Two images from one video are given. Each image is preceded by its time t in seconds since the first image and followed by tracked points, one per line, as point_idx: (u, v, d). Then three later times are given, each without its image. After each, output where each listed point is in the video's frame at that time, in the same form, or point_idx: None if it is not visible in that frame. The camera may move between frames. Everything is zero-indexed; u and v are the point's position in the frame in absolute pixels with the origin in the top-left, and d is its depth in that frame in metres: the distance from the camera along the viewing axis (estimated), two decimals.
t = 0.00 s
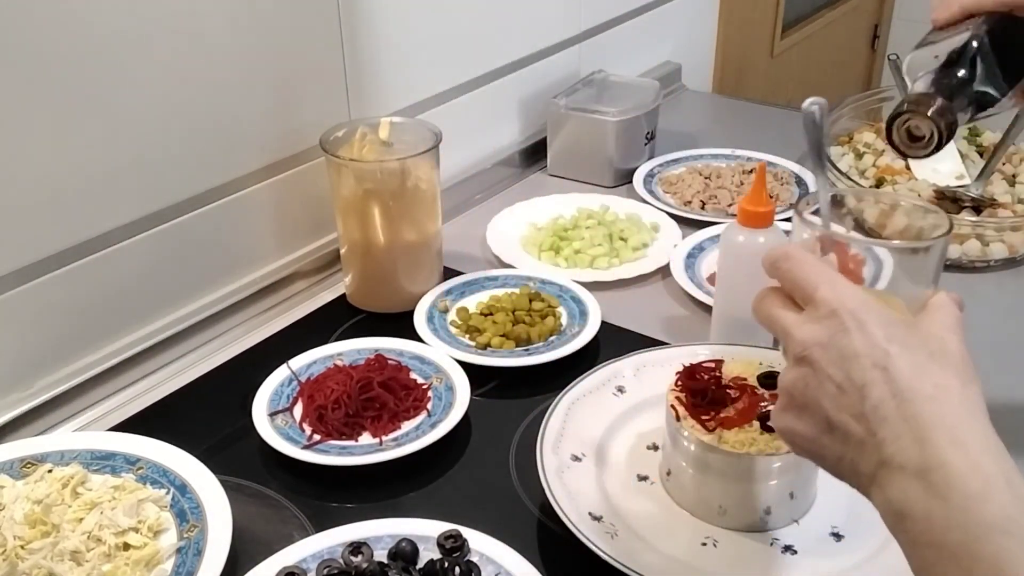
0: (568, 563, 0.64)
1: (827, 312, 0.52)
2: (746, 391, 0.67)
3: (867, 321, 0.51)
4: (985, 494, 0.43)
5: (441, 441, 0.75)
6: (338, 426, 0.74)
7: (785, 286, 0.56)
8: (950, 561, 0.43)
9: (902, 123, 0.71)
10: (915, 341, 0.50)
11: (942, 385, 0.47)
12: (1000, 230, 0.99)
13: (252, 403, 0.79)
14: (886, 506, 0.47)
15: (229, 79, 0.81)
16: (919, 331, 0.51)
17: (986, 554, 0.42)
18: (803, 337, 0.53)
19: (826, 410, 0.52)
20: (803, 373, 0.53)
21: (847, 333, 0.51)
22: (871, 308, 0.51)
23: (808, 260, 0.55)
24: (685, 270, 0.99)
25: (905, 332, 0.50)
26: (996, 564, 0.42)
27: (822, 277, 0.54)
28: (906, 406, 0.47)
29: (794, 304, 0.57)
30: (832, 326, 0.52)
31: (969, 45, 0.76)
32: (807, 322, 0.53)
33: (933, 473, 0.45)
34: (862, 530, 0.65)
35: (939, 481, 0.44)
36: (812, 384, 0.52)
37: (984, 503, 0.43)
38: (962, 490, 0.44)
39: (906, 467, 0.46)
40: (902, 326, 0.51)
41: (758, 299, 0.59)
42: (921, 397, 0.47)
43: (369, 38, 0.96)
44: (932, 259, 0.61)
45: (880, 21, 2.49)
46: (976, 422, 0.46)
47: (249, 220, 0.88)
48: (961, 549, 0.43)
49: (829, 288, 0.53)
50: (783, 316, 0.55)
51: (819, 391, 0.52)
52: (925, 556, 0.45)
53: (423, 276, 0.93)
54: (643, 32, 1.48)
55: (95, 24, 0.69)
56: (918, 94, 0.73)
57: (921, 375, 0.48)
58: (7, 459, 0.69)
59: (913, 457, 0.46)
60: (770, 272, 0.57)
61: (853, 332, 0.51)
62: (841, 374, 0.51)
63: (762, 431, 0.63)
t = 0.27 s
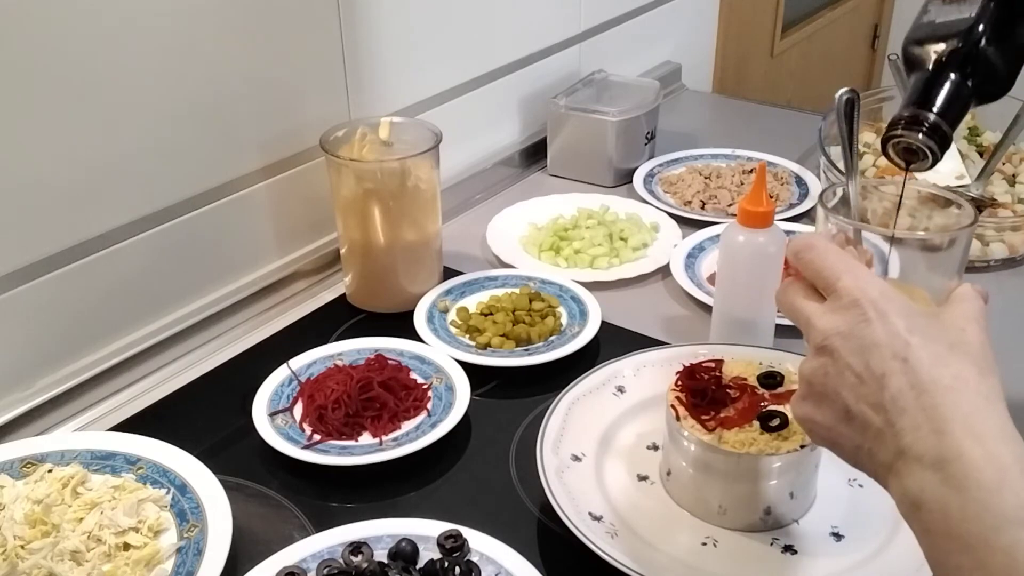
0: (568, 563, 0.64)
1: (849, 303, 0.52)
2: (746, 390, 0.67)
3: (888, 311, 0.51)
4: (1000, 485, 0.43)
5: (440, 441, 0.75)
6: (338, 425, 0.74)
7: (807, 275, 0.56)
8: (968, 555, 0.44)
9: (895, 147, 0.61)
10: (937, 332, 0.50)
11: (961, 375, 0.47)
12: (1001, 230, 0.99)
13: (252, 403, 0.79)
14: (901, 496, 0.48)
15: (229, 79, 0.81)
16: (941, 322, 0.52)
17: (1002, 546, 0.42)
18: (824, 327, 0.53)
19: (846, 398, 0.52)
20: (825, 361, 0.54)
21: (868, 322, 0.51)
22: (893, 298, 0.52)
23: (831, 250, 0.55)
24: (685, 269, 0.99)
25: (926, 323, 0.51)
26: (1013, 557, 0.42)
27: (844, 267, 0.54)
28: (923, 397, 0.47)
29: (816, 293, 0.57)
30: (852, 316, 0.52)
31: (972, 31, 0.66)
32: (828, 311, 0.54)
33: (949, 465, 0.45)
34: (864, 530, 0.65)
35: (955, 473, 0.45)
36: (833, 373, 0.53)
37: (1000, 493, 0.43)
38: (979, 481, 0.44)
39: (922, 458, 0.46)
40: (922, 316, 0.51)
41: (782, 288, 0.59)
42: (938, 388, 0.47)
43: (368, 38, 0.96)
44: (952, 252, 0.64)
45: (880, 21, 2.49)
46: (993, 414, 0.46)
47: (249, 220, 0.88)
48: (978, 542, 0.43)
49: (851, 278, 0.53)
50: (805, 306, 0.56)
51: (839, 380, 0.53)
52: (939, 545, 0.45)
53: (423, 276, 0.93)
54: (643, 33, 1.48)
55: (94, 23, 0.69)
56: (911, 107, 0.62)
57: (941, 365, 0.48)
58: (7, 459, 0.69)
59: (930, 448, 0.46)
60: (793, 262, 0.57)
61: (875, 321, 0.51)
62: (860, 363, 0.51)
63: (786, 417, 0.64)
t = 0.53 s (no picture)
0: (568, 563, 0.64)
1: (861, 294, 0.52)
2: (746, 390, 0.67)
3: (899, 303, 0.51)
4: (1011, 481, 0.44)
5: (440, 441, 0.75)
6: (338, 425, 0.74)
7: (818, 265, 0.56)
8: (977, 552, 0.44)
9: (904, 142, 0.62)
10: (948, 324, 0.50)
11: (974, 370, 0.48)
12: (1001, 230, 0.99)
13: (252, 403, 0.79)
14: (910, 489, 0.48)
15: (229, 79, 0.81)
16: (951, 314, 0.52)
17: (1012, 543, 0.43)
18: (835, 318, 0.53)
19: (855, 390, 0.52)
20: (834, 352, 0.54)
21: (880, 314, 0.51)
22: (905, 290, 0.52)
23: (843, 241, 0.55)
24: (685, 269, 0.99)
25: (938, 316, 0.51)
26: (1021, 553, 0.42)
27: (856, 258, 0.53)
28: (934, 391, 0.48)
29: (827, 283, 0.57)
30: (864, 308, 0.52)
31: (986, 13, 0.63)
32: (840, 303, 0.54)
33: (959, 459, 0.45)
34: (864, 530, 0.65)
35: (964, 468, 0.45)
36: (843, 365, 0.53)
37: (1010, 488, 0.44)
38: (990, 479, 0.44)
39: (932, 452, 0.47)
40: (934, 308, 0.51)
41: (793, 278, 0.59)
42: (948, 383, 0.47)
43: (368, 38, 0.96)
44: (969, 243, 0.63)
45: (880, 21, 2.49)
46: (1004, 409, 0.46)
47: (249, 220, 0.88)
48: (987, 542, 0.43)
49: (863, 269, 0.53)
50: (816, 296, 0.55)
51: (849, 370, 0.53)
52: (947, 538, 0.46)
53: (423, 276, 0.93)
54: (643, 33, 1.48)
55: (95, 23, 0.69)
56: (920, 100, 0.62)
57: (952, 359, 0.48)
58: (7, 459, 0.69)
59: (940, 442, 0.47)
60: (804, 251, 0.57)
61: (886, 313, 0.51)
62: (871, 355, 0.51)
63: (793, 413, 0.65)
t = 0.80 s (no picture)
0: (568, 563, 0.64)
1: (866, 291, 0.52)
2: (746, 390, 0.67)
3: (905, 300, 0.51)
4: (1014, 479, 0.44)
5: (440, 441, 0.75)
6: (338, 425, 0.74)
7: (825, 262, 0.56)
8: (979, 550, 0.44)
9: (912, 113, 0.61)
10: (954, 323, 0.50)
11: (977, 371, 0.48)
12: (1000, 230, 0.99)
13: (252, 403, 0.79)
14: (911, 489, 0.48)
15: (230, 78, 0.81)
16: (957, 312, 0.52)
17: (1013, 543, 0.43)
18: (841, 314, 0.54)
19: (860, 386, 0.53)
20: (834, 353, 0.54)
21: (886, 311, 0.51)
22: (911, 288, 0.52)
23: (850, 238, 0.55)
24: (685, 269, 0.99)
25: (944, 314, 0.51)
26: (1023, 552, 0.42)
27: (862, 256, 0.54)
28: (938, 388, 0.48)
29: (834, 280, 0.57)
30: (870, 305, 0.52)
31: None
32: (845, 300, 0.54)
33: (962, 457, 0.45)
34: (864, 530, 0.65)
35: (967, 466, 0.45)
36: (848, 362, 0.53)
37: (1013, 487, 0.44)
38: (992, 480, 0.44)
39: (935, 450, 0.47)
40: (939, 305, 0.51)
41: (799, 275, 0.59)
42: (951, 384, 0.47)
43: (368, 38, 0.96)
44: (976, 242, 0.63)
45: (880, 21, 2.49)
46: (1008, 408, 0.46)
47: (249, 220, 0.88)
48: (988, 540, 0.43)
49: (869, 267, 0.53)
50: (822, 293, 0.56)
51: (854, 367, 0.53)
52: (949, 536, 0.46)
53: (423, 276, 0.93)
54: (643, 33, 1.48)
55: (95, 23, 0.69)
56: (932, 70, 0.61)
57: (955, 359, 0.48)
58: (7, 459, 0.69)
59: (943, 440, 0.47)
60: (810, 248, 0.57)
61: (892, 310, 0.51)
62: (876, 352, 0.51)
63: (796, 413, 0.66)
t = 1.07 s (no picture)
0: (569, 563, 0.64)
1: (866, 290, 0.52)
2: (746, 390, 0.68)
3: (905, 299, 0.51)
4: (1012, 477, 0.44)
5: (440, 441, 0.75)
6: (338, 425, 0.74)
7: (825, 260, 0.56)
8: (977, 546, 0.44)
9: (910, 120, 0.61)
10: (954, 322, 0.50)
11: (976, 368, 0.48)
12: (1000, 230, 0.99)
13: (252, 403, 0.79)
14: (911, 489, 0.48)
15: (230, 78, 0.81)
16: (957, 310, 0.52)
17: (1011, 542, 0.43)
18: (840, 312, 0.54)
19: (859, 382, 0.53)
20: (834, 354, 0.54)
21: (885, 309, 0.51)
22: (911, 287, 0.52)
23: (850, 237, 0.55)
24: (685, 269, 0.99)
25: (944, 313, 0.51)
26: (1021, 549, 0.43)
27: (862, 255, 0.54)
28: (937, 385, 0.48)
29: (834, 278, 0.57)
30: (870, 303, 0.52)
31: None
32: (845, 297, 0.54)
33: (960, 454, 0.45)
34: (864, 529, 0.65)
35: (967, 466, 0.45)
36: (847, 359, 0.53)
37: (1012, 485, 0.43)
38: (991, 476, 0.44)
39: (933, 447, 0.47)
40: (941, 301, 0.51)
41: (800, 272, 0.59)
42: (951, 381, 0.47)
43: (368, 38, 0.96)
44: (976, 242, 0.63)
45: (880, 21, 2.49)
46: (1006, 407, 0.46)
47: (249, 220, 0.88)
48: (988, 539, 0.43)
49: (869, 266, 0.53)
50: (822, 290, 0.56)
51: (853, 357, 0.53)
52: (948, 535, 0.46)
53: (423, 276, 0.93)
54: (643, 33, 1.48)
55: (95, 23, 0.69)
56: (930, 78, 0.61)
57: (955, 357, 0.48)
58: (7, 459, 0.69)
59: (942, 439, 0.47)
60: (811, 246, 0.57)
61: (892, 309, 0.51)
62: (876, 350, 0.51)
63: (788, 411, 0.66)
